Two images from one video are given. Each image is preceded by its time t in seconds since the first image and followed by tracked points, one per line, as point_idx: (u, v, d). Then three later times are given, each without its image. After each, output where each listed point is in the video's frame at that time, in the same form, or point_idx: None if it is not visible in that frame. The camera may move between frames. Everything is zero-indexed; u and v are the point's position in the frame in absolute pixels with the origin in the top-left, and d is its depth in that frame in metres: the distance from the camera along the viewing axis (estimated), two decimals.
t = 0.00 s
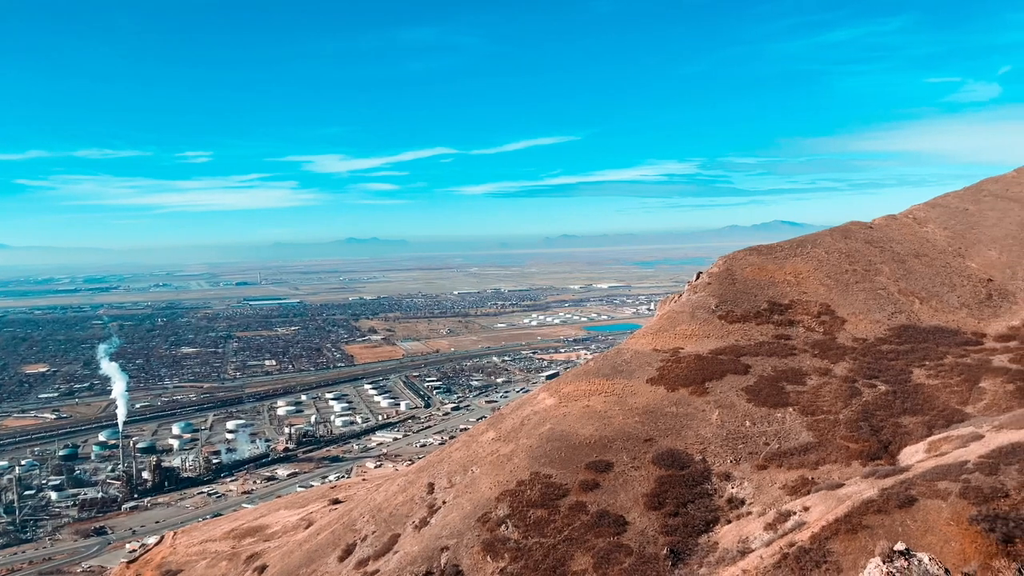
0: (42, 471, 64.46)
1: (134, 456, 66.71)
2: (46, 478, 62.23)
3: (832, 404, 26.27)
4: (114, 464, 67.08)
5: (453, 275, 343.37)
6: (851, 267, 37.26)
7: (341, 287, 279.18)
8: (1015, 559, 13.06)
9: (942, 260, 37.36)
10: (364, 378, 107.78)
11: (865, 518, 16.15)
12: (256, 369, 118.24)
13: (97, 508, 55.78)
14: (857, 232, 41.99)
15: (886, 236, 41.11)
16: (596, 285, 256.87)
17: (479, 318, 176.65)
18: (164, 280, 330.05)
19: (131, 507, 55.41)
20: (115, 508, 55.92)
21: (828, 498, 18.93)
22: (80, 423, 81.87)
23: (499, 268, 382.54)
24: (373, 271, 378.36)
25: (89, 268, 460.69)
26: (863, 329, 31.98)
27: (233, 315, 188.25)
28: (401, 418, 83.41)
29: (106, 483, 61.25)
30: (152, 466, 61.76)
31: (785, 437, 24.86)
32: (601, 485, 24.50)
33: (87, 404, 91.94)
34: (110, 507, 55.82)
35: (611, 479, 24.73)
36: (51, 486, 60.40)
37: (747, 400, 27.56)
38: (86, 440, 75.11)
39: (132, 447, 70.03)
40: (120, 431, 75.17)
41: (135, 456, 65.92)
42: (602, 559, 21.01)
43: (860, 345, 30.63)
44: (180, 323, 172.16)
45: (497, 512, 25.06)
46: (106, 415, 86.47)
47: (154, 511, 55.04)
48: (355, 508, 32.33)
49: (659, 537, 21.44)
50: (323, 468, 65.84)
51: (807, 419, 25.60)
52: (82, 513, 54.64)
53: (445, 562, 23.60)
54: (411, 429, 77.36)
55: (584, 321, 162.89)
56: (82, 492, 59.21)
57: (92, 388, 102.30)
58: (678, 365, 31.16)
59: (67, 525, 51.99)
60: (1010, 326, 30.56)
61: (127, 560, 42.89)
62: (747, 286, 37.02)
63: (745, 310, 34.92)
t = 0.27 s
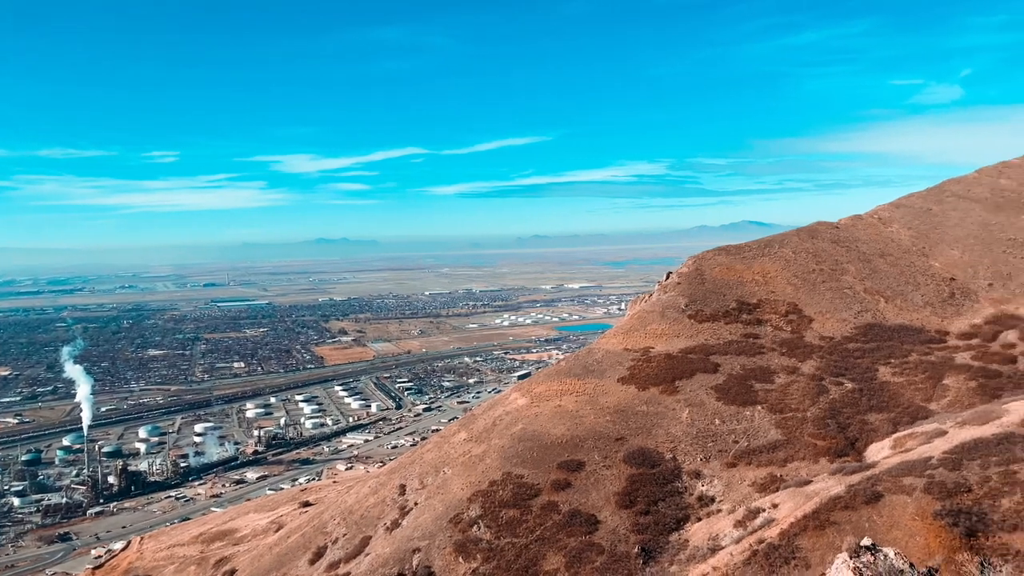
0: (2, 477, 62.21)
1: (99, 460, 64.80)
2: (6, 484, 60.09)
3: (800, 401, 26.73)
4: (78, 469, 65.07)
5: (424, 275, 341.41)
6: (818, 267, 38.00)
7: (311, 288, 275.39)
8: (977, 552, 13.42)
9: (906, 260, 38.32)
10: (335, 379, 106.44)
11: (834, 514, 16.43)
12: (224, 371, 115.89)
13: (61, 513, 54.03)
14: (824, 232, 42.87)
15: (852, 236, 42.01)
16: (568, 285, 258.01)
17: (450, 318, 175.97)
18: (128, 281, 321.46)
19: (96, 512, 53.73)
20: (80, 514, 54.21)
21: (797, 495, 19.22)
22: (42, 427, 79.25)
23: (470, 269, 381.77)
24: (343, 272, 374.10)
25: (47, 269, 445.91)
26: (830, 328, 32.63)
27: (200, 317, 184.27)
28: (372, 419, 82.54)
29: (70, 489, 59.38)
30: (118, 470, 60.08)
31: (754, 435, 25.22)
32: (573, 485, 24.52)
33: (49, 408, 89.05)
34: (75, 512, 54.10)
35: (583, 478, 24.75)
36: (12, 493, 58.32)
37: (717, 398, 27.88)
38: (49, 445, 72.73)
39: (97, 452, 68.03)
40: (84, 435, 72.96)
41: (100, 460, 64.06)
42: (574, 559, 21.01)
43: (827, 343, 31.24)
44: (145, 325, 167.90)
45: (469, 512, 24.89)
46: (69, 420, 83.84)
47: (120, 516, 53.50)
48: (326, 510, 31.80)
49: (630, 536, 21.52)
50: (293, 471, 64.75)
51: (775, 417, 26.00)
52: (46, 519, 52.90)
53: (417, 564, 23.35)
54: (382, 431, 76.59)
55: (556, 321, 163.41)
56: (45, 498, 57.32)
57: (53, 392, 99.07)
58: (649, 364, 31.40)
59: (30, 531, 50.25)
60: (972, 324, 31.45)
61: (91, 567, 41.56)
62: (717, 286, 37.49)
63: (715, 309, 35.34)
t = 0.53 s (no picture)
0: None
1: (62, 465, 62.75)
2: None
3: (767, 400, 27.14)
4: (41, 474, 62.94)
5: (395, 276, 338.77)
6: (785, 267, 38.70)
7: (279, 289, 270.81)
8: (941, 547, 13.82)
9: (872, 260, 39.23)
10: (304, 381, 104.77)
11: (801, 511, 16.70)
12: (191, 373, 113.22)
13: (23, 520, 52.16)
14: (791, 232, 43.68)
15: (818, 236, 42.89)
16: (538, 285, 258.87)
17: (421, 319, 174.84)
18: (89, 283, 312.07)
19: (60, 518, 51.96)
20: (43, 520, 52.37)
21: (764, 493, 19.50)
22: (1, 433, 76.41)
23: (441, 270, 380.37)
24: (313, 273, 369.05)
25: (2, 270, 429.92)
26: (796, 327, 33.24)
27: (166, 319, 179.78)
28: (342, 421, 81.42)
29: (31, 495, 57.35)
30: (81, 475, 58.27)
31: (722, 433, 25.53)
32: (544, 485, 24.48)
33: (8, 413, 85.89)
34: (37, 519, 52.27)
35: (554, 478, 24.75)
36: None
37: (686, 397, 28.15)
38: (9, 451, 70.18)
39: (59, 457, 65.87)
40: (46, 440, 70.61)
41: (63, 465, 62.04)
42: (545, 558, 20.96)
43: (793, 342, 31.83)
44: (109, 327, 163.16)
45: (440, 514, 24.66)
46: (30, 424, 80.98)
47: (84, 522, 51.83)
48: (295, 513, 31.22)
49: (601, 535, 21.57)
50: (262, 474, 63.45)
51: (743, 416, 26.37)
52: (6, 526, 51.01)
53: (387, 566, 23.06)
54: (352, 433, 75.57)
55: (527, 321, 163.66)
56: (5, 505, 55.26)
57: (12, 396, 95.56)
58: (619, 364, 31.56)
59: None
60: (935, 322, 32.31)
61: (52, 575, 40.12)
62: (685, 286, 37.92)
63: (684, 309, 35.74)
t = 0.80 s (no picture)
0: None
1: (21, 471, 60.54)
2: None
3: (735, 399, 27.53)
4: None
5: (365, 277, 335.50)
6: (751, 267, 39.36)
7: (246, 290, 265.71)
8: (904, 542, 14.21)
9: (836, 260, 40.16)
10: (271, 384, 102.90)
11: (768, 508, 16.95)
12: (156, 376, 110.31)
13: None
14: (757, 232, 44.45)
15: (783, 236, 43.72)
16: (508, 286, 259.07)
17: (390, 320, 173.37)
18: (47, 284, 301.69)
19: (21, 525, 50.07)
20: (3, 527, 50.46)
21: (732, 491, 19.74)
22: None
23: (410, 271, 377.88)
24: (281, 274, 363.23)
25: None
26: (763, 326, 33.83)
27: (129, 321, 174.93)
28: (310, 424, 80.14)
29: None
30: (42, 481, 56.35)
31: (691, 432, 25.81)
32: (514, 485, 24.42)
33: None
34: None
35: (525, 478, 24.70)
36: None
37: (655, 397, 28.40)
38: None
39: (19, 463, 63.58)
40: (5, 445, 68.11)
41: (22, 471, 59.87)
42: (516, 559, 20.89)
43: (760, 341, 32.37)
44: (69, 329, 158.05)
45: (410, 515, 24.39)
46: None
47: (46, 528, 50.08)
48: (263, 517, 30.56)
49: (571, 535, 21.58)
50: (230, 478, 62.02)
51: (711, 414, 26.71)
52: None
53: (357, 569, 22.75)
54: (320, 436, 74.41)
55: (496, 322, 163.53)
56: None
57: None
58: (589, 364, 31.67)
59: None
60: (898, 321, 33.18)
61: None
62: (654, 286, 38.28)
63: (653, 309, 36.05)
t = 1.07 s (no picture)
0: None
1: None
2: None
3: (702, 398, 27.88)
4: None
5: (333, 278, 331.14)
6: (717, 267, 39.95)
7: (210, 292, 259.62)
8: (868, 538, 14.61)
9: (800, 260, 41.03)
10: (237, 387, 100.73)
11: (735, 506, 17.18)
12: (118, 379, 107.06)
13: None
14: (723, 233, 45.15)
15: (749, 237, 44.51)
16: (476, 288, 258.41)
17: (358, 322, 171.35)
18: None
19: None
20: None
21: (699, 489, 19.95)
22: None
23: (378, 272, 374.18)
24: (247, 275, 356.16)
25: None
26: (729, 326, 34.36)
27: (90, 323, 169.44)
28: (277, 427, 78.60)
29: None
30: None
31: (659, 431, 26.03)
32: (483, 487, 24.28)
33: None
34: None
35: (494, 480, 24.59)
36: None
37: (623, 396, 28.58)
38: None
39: None
40: None
41: None
42: (485, 560, 20.78)
43: (726, 341, 32.85)
44: (26, 333, 152.28)
45: (379, 518, 24.06)
46: None
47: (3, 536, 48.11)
48: (230, 521, 29.79)
49: (541, 535, 21.54)
50: (195, 482, 60.39)
51: (678, 413, 26.98)
52: None
53: (324, 574, 22.38)
54: (287, 439, 72.97)
55: (465, 323, 162.93)
56: None
57: None
58: (558, 364, 31.72)
59: None
60: (860, 320, 34.02)
61: None
62: (622, 286, 38.57)
63: (620, 310, 36.32)
